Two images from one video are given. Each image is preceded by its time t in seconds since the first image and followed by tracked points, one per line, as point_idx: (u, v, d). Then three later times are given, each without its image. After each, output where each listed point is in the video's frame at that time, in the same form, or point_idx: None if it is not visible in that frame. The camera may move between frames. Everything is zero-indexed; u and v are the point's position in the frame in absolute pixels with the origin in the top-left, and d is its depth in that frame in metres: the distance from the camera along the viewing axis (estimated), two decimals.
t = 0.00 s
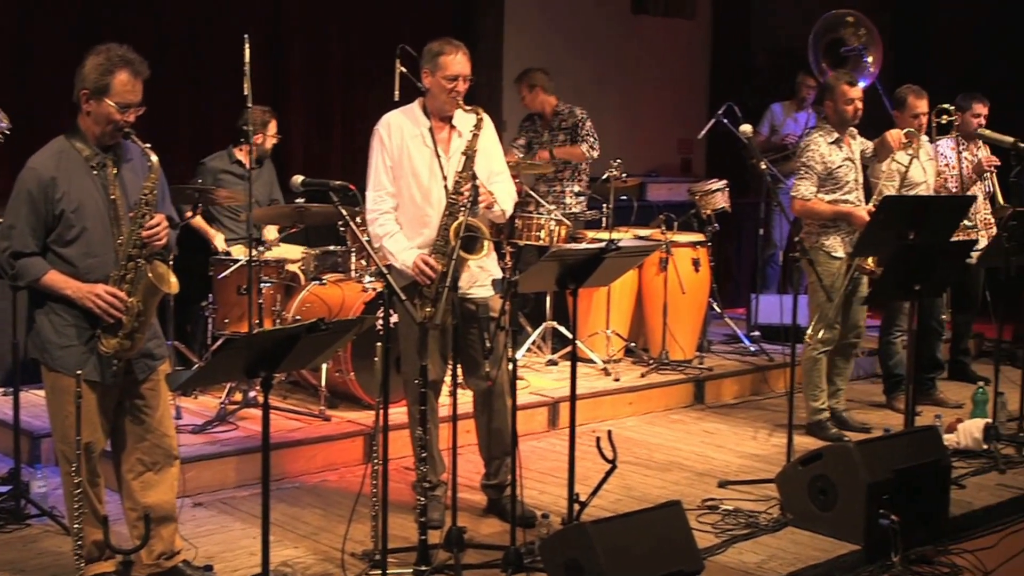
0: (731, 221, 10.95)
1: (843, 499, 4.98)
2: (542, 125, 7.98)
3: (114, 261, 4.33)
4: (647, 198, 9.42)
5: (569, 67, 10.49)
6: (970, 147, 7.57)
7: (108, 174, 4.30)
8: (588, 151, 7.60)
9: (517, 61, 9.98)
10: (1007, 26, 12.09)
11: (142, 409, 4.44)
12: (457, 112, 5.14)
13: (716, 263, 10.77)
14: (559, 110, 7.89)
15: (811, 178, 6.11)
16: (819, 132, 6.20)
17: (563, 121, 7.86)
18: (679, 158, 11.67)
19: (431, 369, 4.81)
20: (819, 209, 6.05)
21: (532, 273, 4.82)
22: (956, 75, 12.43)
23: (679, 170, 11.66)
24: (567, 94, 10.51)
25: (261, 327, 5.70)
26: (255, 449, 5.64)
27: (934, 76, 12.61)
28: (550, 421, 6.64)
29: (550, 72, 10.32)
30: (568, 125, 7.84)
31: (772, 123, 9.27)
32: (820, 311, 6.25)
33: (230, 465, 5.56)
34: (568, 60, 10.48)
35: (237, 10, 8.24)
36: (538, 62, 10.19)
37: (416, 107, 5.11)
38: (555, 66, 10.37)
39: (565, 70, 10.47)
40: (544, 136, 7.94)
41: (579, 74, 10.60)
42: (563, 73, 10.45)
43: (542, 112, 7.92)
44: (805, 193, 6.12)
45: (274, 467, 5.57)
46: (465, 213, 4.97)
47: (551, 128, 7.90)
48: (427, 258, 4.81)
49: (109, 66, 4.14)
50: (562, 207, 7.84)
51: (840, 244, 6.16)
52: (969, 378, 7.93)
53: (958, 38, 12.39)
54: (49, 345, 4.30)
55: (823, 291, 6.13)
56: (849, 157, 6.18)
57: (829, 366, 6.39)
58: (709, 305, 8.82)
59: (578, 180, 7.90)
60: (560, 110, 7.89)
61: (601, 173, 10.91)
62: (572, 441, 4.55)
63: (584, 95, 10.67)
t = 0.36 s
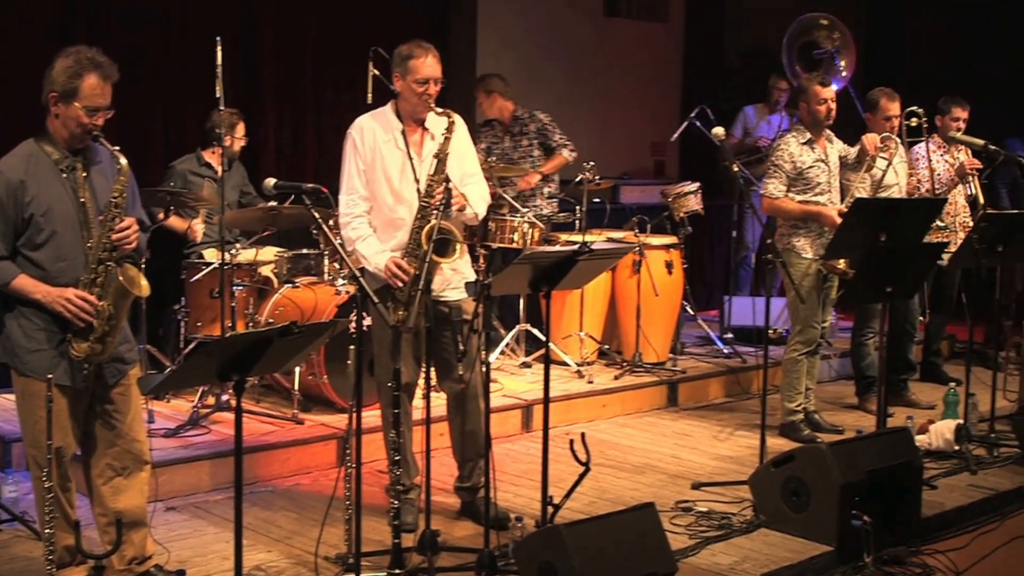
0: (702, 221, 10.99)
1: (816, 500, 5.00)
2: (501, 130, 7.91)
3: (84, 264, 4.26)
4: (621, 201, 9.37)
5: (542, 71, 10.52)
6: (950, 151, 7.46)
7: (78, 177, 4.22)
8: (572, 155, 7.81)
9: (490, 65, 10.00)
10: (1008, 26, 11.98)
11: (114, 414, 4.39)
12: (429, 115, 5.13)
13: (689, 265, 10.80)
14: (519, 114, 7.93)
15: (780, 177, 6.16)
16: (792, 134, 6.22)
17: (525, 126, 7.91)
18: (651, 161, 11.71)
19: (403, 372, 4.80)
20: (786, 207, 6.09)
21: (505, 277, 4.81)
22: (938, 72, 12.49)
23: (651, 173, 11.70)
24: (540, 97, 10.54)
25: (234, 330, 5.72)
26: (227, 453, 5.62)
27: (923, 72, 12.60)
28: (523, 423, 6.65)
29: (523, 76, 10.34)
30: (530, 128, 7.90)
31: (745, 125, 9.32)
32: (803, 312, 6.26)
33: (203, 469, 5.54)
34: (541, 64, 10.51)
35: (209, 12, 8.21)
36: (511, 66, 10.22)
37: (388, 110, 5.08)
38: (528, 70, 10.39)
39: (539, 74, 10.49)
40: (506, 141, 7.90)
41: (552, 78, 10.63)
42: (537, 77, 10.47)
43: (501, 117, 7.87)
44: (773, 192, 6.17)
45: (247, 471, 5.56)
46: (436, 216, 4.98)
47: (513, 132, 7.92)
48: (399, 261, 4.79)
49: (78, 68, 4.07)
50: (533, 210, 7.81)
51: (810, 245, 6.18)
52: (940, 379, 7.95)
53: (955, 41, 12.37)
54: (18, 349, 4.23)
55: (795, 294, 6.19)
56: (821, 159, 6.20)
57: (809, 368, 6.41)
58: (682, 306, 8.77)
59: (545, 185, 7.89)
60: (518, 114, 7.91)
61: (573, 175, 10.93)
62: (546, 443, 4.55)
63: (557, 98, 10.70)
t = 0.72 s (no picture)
0: (679, 225, 11.00)
1: (791, 503, 5.01)
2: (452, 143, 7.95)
3: (56, 269, 4.22)
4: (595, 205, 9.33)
5: (518, 75, 10.54)
6: (925, 155, 7.55)
7: (49, 181, 4.19)
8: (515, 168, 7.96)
9: (465, 70, 10.02)
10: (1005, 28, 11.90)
11: (88, 419, 4.35)
12: (403, 119, 5.13)
13: (664, 269, 10.81)
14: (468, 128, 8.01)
15: (754, 179, 6.17)
16: (770, 137, 6.25)
17: (476, 138, 8.00)
18: (627, 166, 11.75)
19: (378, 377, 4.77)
20: (759, 209, 6.11)
21: (480, 281, 4.78)
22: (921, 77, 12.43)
23: (627, 178, 11.75)
24: (517, 102, 10.56)
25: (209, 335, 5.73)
26: (201, 458, 5.61)
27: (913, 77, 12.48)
28: (499, 428, 6.66)
29: (499, 80, 10.37)
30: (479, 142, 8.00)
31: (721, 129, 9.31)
32: (779, 314, 6.29)
33: (178, 474, 5.52)
34: (517, 69, 10.53)
35: (183, 17, 8.20)
36: (487, 71, 10.24)
37: (363, 115, 5.08)
38: (504, 75, 10.41)
39: (515, 78, 10.52)
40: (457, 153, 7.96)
41: (529, 82, 10.65)
42: (513, 81, 10.50)
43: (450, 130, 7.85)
44: (747, 193, 6.18)
45: (222, 476, 5.55)
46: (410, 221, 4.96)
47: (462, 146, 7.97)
48: (373, 265, 4.78)
49: (48, 72, 4.06)
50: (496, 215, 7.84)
51: (782, 247, 6.19)
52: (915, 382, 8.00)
53: (954, 42, 12.21)
54: None
55: (769, 296, 6.21)
56: (796, 162, 6.24)
57: (793, 370, 6.42)
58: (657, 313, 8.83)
59: (505, 191, 7.91)
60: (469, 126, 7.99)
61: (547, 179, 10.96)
62: (521, 447, 4.55)
63: (535, 103, 10.72)
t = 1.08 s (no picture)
0: (658, 230, 11.00)
1: (769, 506, 5.01)
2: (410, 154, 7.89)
3: (31, 274, 4.19)
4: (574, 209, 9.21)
5: (499, 79, 10.56)
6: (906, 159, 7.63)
7: (24, 186, 4.16)
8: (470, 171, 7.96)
9: (445, 74, 10.05)
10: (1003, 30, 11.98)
11: (64, 425, 4.32)
12: (381, 124, 5.11)
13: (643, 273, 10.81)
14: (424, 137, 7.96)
15: (738, 182, 6.18)
16: (754, 141, 6.27)
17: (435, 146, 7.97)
18: (605, 170, 11.76)
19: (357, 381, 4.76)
20: (742, 213, 6.13)
21: (459, 285, 4.77)
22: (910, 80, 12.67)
23: (604, 182, 11.76)
24: (496, 107, 10.57)
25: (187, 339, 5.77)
26: (179, 463, 5.59)
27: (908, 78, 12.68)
28: (478, 432, 6.67)
29: (477, 84, 10.38)
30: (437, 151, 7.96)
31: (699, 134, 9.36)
32: (758, 318, 6.32)
33: (155, 479, 5.51)
34: (495, 73, 10.54)
35: (159, 20, 8.18)
36: (465, 75, 10.25)
37: (341, 119, 5.08)
38: (485, 79, 10.44)
39: (494, 82, 10.53)
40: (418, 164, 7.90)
41: (507, 87, 10.66)
42: (493, 85, 10.53)
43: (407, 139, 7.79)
44: (730, 196, 6.18)
45: (199, 481, 5.53)
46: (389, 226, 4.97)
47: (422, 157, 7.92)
48: (350, 270, 4.78)
49: (22, 76, 4.03)
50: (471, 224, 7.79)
51: (763, 251, 6.24)
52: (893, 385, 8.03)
53: (954, 42, 12.32)
54: None
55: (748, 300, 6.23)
56: (778, 168, 6.26)
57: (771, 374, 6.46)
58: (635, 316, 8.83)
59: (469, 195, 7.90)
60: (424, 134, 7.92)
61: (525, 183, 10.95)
62: (501, 451, 4.53)
63: (513, 107, 10.73)
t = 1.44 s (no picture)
0: (637, 231, 11.02)
1: (749, 507, 5.02)
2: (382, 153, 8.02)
3: (7, 276, 4.15)
4: (553, 211, 9.28)
5: (479, 81, 10.59)
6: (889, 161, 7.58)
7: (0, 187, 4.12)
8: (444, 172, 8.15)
9: (425, 75, 10.06)
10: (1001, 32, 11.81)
11: (41, 428, 4.29)
12: (362, 126, 5.11)
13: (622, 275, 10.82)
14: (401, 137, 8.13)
15: (712, 182, 6.22)
16: (729, 142, 6.29)
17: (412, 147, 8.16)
18: (585, 171, 11.77)
19: (336, 383, 4.75)
20: (717, 213, 6.17)
21: (439, 287, 4.68)
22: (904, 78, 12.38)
23: (584, 184, 11.77)
24: (476, 108, 10.59)
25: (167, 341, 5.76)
26: (158, 466, 5.58)
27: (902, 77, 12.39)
28: (458, 434, 6.68)
29: (457, 86, 10.39)
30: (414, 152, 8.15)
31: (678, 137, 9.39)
32: (736, 320, 6.33)
33: (134, 483, 5.49)
34: (475, 74, 10.54)
35: (136, 21, 8.15)
36: (445, 76, 10.26)
37: (321, 121, 5.07)
38: (465, 80, 10.46)
39: (474, 84, 10.55)
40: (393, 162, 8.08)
41: (487, 89, 10.67)
42: (474, 87, 10.55)
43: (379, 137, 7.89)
44: (704, 197, 6.24)
45: (178, 484, 5.52)
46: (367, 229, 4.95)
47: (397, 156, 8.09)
48: (329, 271, 4.77)
49: None
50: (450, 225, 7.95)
51: (738, 253, 6.26)
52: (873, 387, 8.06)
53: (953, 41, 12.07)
54: None
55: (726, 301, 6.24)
56: (755, 169, 6.27)
57: (749, 375, 6.45)
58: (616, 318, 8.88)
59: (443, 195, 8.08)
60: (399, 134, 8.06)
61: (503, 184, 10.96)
62: (481, 453, 4.52)
63: (492, 109, 10.74)
